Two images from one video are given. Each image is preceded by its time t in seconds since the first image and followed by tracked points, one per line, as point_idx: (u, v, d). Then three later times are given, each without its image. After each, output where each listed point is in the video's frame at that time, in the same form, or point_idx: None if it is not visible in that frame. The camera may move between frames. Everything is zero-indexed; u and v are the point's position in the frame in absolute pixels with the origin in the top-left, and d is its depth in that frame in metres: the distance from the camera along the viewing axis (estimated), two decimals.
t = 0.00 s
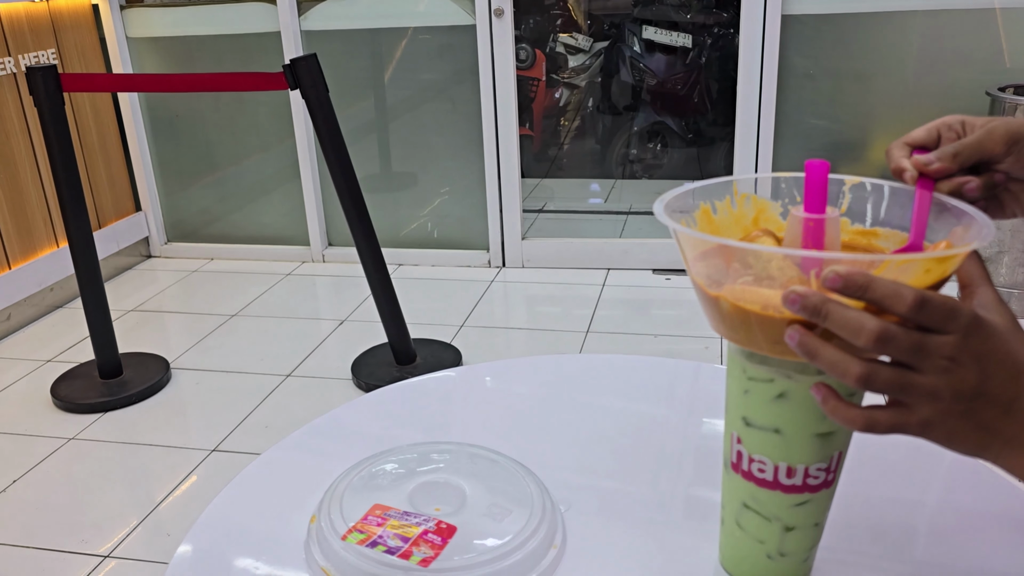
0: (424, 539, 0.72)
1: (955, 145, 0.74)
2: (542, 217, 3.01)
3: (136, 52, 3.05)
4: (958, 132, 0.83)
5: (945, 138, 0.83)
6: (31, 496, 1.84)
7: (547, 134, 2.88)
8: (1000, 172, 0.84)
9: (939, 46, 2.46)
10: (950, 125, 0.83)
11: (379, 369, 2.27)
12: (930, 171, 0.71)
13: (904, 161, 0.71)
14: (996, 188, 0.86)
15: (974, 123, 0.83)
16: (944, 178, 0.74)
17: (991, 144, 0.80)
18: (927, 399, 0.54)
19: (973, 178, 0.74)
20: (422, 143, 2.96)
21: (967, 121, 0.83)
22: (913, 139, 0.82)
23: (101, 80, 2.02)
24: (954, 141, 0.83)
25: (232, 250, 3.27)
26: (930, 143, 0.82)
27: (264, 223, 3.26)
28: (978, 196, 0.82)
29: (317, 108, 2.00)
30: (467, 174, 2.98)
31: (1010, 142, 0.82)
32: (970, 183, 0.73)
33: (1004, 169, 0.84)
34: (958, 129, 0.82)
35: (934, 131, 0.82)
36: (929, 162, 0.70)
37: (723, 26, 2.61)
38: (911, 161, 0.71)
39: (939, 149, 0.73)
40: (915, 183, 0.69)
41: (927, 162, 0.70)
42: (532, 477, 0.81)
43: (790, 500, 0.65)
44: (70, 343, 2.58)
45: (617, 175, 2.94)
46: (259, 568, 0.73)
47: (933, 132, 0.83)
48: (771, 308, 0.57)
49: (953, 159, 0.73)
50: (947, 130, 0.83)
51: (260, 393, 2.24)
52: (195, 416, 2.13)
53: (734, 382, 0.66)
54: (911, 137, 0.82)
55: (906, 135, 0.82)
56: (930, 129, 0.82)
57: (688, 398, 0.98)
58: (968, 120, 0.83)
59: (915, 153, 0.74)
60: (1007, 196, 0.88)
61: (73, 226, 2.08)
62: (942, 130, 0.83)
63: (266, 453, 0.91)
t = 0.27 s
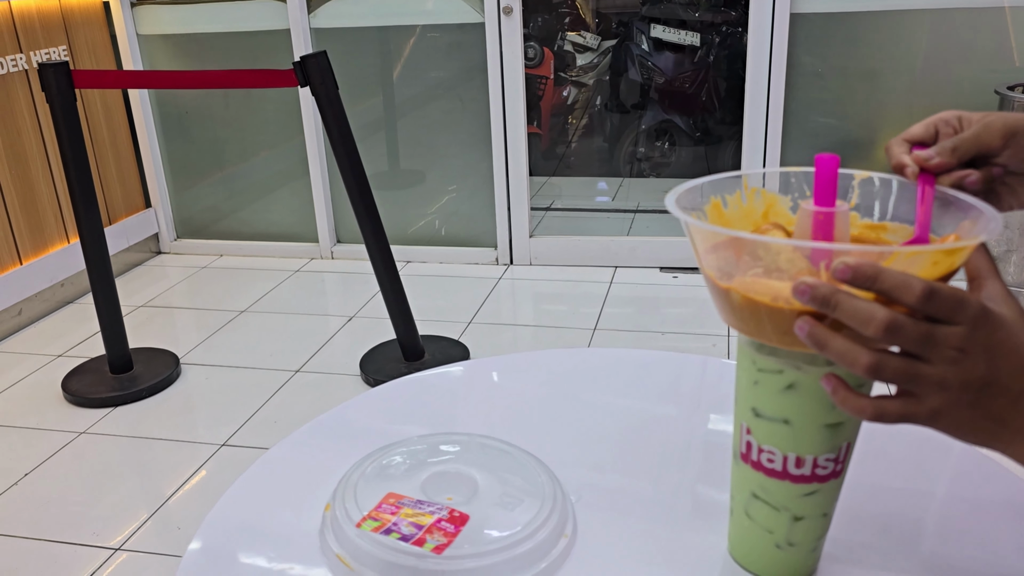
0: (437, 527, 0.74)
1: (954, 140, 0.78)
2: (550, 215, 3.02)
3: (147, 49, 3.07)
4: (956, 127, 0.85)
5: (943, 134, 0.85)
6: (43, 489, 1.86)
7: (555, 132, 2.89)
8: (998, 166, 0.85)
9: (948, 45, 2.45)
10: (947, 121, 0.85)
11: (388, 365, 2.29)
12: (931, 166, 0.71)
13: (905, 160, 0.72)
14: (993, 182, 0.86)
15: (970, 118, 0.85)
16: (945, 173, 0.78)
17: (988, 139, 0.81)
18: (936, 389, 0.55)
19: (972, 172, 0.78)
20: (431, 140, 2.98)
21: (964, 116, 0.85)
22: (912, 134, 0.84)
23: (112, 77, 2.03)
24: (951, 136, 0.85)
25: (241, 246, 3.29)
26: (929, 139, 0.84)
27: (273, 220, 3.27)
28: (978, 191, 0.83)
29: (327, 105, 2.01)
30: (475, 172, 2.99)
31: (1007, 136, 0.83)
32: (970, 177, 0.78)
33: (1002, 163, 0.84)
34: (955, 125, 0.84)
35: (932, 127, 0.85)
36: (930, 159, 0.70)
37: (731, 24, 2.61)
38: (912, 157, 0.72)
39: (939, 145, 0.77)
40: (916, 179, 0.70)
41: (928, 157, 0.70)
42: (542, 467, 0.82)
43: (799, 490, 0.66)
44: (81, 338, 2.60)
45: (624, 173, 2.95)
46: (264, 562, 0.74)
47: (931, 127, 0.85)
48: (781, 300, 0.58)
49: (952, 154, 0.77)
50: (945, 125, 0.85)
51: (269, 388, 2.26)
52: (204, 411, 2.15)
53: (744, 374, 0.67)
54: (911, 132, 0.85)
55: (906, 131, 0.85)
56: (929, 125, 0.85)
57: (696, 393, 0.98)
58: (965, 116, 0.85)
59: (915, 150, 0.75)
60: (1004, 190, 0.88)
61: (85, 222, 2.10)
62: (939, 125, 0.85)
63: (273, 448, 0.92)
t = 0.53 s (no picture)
0: (443, 518, 0.75)
1: (955, 136, 0.79)
2: (553, 211, 3.02)
3: (151, 45, 3.08)
4: (956, 124, 0.85)
5: (944, 130, 0.85)
6: (48, 482, 1.87)
7: (558, 129, 2.89)
8: (999, 162, 0.86)
9: (952, 42, 2.45)
10: (948, 118, 0.86)
11: (391, 360, 2.29)
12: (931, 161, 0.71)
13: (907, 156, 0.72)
14: (995, 178, 0.88)
15: (971, 115, 0.85)
16: (947, 169, 0.79)
17: (988, 136, 0.82)
18: (939, 382, 0.55)
19: (974, 167, 0.78)
20: (434, 137, 2.98)
21: (964, 114, 0.86)
22: (913, 131, 0.84)
23: (118, 73, 2.04)
24: (952, 133, 0.85)
25: (244, 242, 3.30)
26: (930, 135, 0.84)
27: (277, 216, 3.28)
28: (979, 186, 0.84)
29: (331, 101, 2.02)
30: (478, 168, 2.99)
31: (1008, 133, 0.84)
32: (970, 172, 0.78)
33: (1002, 158, 0.86)
34: (955, 121, 0.85)
35: (933, 124, 0.85)
36: (931, 154, 0.71)
37: (735, 21, 2.62)
38: (913, 153, 0.72)
39: (940, 141, 0.77)
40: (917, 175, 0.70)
41: (929, 154, 0.70)
42: (547, 459, 0.83)
43: (802, 482, 0.67)
44: (86, 333, 2.61)
45: (627, 170, 2.95)
46: (266, 557, 0.74)
47: (932, 124, 0.86)
48: (785, 294, 0.58)
49: (952, 150, 0.78)
50: (945, 122, 0.86)
51: (273, 383, 2.27)
52: (208, 406, 2.16)
53: (748, 367, 0.67)
54: (912, 129, 0.85)
55: (907, 128, 0.85)
56: (930, 122, 0.85)
57: (698, 388, 0.99)
58: (965, 113, 0.85)
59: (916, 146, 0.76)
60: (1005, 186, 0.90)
61: (90, 217, 2.11)
62: (940, 122, 0.85)
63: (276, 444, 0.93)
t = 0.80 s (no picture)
0: (443, 509, 0.75)
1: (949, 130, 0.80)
2: (552, 207, 3.02)
3: (150, 40, 3.08)
4: (951, 118, 0.85)
5: (938, 125, 0.85)
6: (48, 477, 1.88)
7: (557, 124, 2.89)
8: (992, 156, 0.87)
9: (950, 38, 2.46)
10: (942, 112, 0.86)
11: (390, 355, 2.30)
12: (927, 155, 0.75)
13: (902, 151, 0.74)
14: (988, 172, 0.88)
15: (965, 109, 0.85)
16: (942, 163, 0.80)
17: (984, 130, 0.84)
18: (930, 372, 0.56)
19: (968, 160, 0.80)
20: (433, 132, 2.98)
21: (958, 108, 0.86)
22: (907, 125, 0.84)
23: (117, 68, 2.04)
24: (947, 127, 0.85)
25: (243, 237, 3.30)
26: (925, 129, 0.84)
27: (276, 211, 3.28)
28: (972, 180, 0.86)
29: (331, 96, 2.02)
30: (477, 164, 3.00)
31: (1002, 126, 0.86)
32: (966, 166, 0.80)
33: (997, 152, 0.87)
34: (950, 116, 0.85)
35: (928, 118, 0.85)
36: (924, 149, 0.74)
37: (734, 16, 2.62)
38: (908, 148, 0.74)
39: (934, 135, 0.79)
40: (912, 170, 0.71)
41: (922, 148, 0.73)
42: (546, 452, 0.83)
43: (797, 474, 0.68)
44: (85, 328, 2.61)
45: (626, 166, 2.96)
46: (267, 550, 0.75)
47: (927, 119, 0.85)
48: (780, 288, 0.59)
49: (948, 143, 0.80)
50: (939, 116, 0.86)
51: (272, 378, 2.27)
52: (207, 401, 2.16)
53: (745, 360, 0.68)
54: (906, 123, 0.85)
55: (902, 122, 0.85)
56: (924, 116, 0.85)
57: (696, 382, 1.00)
58: (960, 107, 0.86)
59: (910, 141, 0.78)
60: (998, 179, 0.91)
61: (89, 213, 2.11)
62: (935, 116, 0.85)
63: (275, 439, 0.93)
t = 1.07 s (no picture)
0: (441, 506, 0.76)
1: (944, 129, 0.81)
2: (548, 204, 3.03)
3: (145, 37, 3.07)
4: (947, 118, 0.86)
5: (935, 124, 0.86)
6: (44, 474, 1.88)
7: (554, 122, 2.90)
8: (988, 156, 0.88)
9: (946, 36, 2.47)
10: (939, 111, 0.87)
11: (387, 353, 2.30)
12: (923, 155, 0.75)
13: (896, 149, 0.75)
14: (984, 171, 0.89)
15: (961, 109, 0.86)
16: (938, 162, 0.80)
17: (979, 129, 0.85)
18: (922, 365, 0.57)
19: (964, 159, 0.80)
20: (429, 129, 2.98)
21: (955, 108, 0.87)
22: (904, 124, 0.85)
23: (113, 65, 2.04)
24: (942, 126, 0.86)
25: (240, 235, 3.30)
26: (921, 128, 0.86)
27: (272, 209, 3.28)
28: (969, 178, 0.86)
29: (328, 93, 2.02)
30: (474, 162, 3.00)
31: (996, 126, 0.86)
32: (961, 164, 0.80)
33: (992, 151, 0.88)
34: (946, 115, 0.86)
35: (924, 117, 0.86)
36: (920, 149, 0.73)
37: (731, 14, 2.62)
38: (903, 148, 0.74)
39: (930, 134, 0.79)
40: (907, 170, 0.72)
41: (918, 148, 0.73)
42: (543, 449, 0.84)
43: (793, 470, 0.68)
44: (81, 326, 2.61)
45: (623, 163, 2.95)
46: (264, 549, 0.75)
47: (923, 118, 0.87)
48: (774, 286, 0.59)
49: (943, 143, 0.80)
50: (935, 115, 0.87)
51: (269, 376, 2.27)
52: (204, 399, 2.16)
53: (741, 357, 0.68)
54: (903, 122, 0.86)
55: (898, 121, 0.86)
56: (921, 115, 0.86)
57: (693, 379, 1.00)
58: (956, 107, 0.87)
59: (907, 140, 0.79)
60: (994, 178, 0.92)
61: (85, 210, 2.11)
62: (931, 116, 0.86)
63: (271, 438, 0.93)
